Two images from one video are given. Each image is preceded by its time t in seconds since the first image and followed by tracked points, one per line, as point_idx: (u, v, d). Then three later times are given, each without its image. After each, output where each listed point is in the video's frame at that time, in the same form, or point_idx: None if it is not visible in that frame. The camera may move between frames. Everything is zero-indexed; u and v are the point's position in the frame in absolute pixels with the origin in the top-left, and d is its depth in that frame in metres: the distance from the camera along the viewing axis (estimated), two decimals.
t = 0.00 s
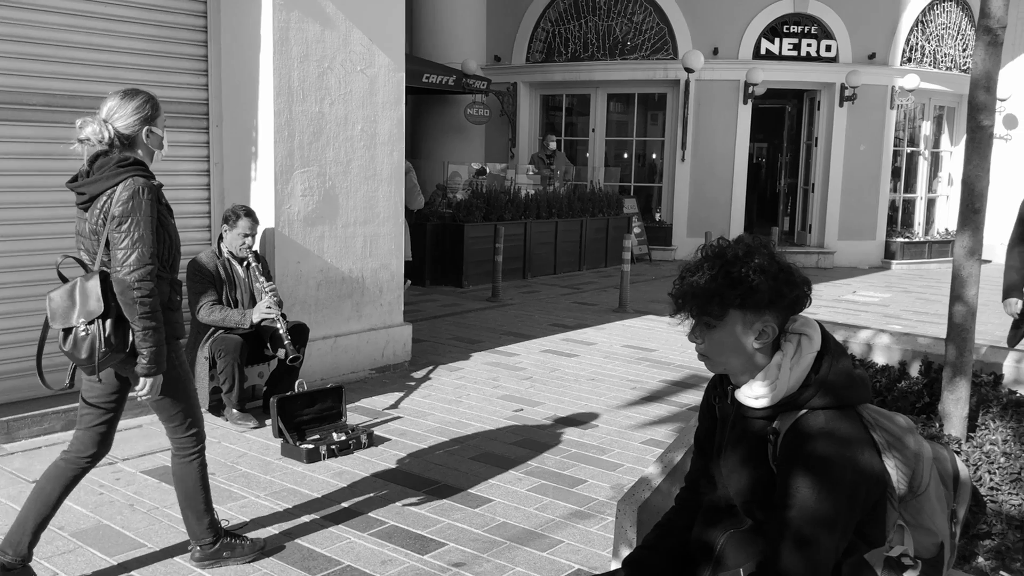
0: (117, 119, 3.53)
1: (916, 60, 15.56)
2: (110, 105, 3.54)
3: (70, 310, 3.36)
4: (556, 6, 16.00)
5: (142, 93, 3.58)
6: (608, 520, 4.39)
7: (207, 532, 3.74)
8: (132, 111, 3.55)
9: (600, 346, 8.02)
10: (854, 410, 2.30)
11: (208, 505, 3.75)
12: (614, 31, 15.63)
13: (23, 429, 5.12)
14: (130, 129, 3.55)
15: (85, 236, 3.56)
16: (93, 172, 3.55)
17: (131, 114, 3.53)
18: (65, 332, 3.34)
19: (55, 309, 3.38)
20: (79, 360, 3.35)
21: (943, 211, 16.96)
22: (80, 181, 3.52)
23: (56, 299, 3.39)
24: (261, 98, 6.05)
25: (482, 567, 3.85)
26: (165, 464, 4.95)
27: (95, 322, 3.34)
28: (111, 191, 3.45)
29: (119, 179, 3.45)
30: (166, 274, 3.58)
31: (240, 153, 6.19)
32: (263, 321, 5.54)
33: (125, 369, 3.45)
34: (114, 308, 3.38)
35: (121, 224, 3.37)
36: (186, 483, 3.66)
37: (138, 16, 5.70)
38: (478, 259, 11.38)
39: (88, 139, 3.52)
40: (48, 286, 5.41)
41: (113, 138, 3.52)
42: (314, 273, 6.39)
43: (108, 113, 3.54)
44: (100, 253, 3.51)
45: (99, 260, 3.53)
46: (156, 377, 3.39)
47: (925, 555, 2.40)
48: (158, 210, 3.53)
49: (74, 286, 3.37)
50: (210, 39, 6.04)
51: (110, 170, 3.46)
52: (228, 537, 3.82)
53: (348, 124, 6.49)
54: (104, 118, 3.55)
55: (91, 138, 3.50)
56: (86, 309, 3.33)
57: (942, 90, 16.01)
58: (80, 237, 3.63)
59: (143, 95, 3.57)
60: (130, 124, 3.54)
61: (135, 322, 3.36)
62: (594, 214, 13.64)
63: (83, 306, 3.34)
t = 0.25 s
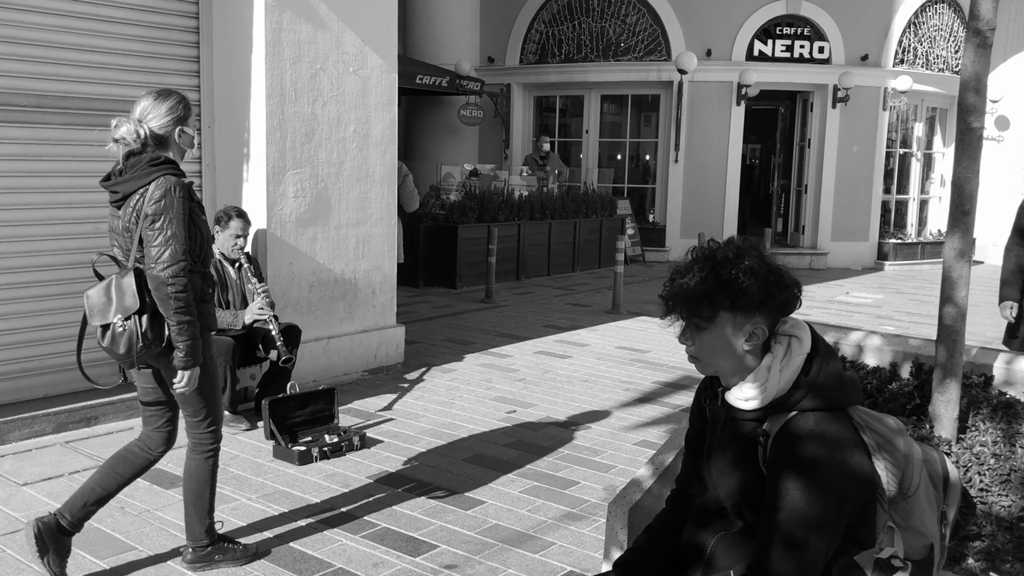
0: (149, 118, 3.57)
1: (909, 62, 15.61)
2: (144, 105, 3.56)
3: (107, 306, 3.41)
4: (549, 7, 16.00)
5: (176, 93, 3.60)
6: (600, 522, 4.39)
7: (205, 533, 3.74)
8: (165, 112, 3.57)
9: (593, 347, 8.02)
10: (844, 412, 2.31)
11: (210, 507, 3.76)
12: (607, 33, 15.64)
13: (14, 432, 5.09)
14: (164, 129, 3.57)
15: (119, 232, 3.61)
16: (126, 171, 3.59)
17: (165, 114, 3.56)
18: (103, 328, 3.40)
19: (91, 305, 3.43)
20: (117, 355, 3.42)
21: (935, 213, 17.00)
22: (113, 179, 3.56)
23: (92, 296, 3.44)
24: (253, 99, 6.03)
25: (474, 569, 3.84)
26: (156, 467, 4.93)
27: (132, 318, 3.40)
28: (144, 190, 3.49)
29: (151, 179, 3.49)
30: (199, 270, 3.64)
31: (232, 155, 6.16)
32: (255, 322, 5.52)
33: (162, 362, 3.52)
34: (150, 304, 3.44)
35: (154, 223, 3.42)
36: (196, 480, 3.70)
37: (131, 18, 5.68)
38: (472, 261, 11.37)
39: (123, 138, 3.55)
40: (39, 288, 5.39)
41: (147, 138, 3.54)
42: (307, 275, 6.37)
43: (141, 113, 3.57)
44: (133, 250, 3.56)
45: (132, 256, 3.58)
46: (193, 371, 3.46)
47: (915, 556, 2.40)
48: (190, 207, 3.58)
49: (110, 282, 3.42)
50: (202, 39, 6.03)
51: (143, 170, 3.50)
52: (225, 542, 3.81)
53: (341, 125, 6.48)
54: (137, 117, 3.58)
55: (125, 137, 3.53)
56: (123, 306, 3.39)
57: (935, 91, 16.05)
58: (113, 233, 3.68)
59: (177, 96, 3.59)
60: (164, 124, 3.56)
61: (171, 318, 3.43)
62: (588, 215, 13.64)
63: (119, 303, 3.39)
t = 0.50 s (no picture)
0: (175, 116, 3.78)
1: (901, 63, 15.66)
2: (171, 103, 3.79)
3: (142, 298, 3.57)
4: (543, 9, 16.00)
5: (201, 91, 3.83)
6: (593, 523, 4.38)
7: (197, 534, 3.74)
8: (192, 109, 3.80)
9: (586, 348, 8.02)
10: (834, 413, 2.31)
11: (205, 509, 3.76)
12: (601, 34, 15.65)
13: (6, 434, 5.07)
14: (190, 126, 3.80)
15: (147, 228, 3.78)
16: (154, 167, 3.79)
17: (192, 111, 3.79)
18: (139, 320, 3.56)
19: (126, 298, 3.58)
20: (153, 345, 3.57)
21: (928, 214, 17.04)
22: (142, 176, 3.74)
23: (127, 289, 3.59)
24: (245, 100, 6.01)
25: (466, 571, 3.84)
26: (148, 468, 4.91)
27: (168, 309, 3.55)
28: (173, 184, 3.68)
29: (180, 173, 3.67)
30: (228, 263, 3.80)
31: (224, 156, 6.14)
32: (248, 324, 5.52)
33: (193, 352, 3.67)
34: (184, 294, 3.62)
35: (185, 216, 3.60)
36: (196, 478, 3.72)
37: (123, 19, 5.68)
38: (465, 262, 11.36)
39: (152, 136, 3.77)
40: (30, 289, 5.37)
41: (174, 134, 3.77)
42: (299, 277, 6.36)
43: (169, 111, 3.80)
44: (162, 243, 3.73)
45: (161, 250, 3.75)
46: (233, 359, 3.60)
47: (905, 558, 2.40)
48: (218, 201, 3.74)
49: (145, 274, 3.60)
50: (194, 41, 6.02)
51: (171, 164, 3.69)
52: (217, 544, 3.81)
53: (333, 126, 6.47)
54: (163, 115, 3.80)
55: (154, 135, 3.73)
56: (160, 298, 3.55)
57: (927, 93, 16.10)
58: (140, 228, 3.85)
59: (203, 94, 3.82)
60: (190, 121, 3.78)
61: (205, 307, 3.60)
62: (581, 216, 13.63)
63: (156, 294, 3.56)
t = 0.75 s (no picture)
0: (198, 117, 3.82)
1: (894, 64, 15.70)
2: (195, 104, 3.83)
3: (176, 294, 3.55)
4: (537, 9, 16.00)
5: (224, 92, 3.87)
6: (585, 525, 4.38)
7: (190, 534, 3.72)
8: (215, 109, 3.83)
9: (580, 349, 8.01)
10: (824, 414, 2.30)
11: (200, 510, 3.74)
12: (594, 35, 15.65)
13: None
14: (213, 125, 3.83)
15: (173, 227, 3.79)
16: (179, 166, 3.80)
17: (215, 111, 3.82)
18: (173, 316, 3.54)
19: (159, 294, 3.56)
20: (188, 340, 3.56)
21: (921, 214, 17.08)
22: (167, 175, 3.75)
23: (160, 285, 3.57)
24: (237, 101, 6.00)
25: (457, 573, 3.83)
26: (139, 470, 4.89)
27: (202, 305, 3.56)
28: (200, 183, 3.70)
29: (205, 172, 3.70)
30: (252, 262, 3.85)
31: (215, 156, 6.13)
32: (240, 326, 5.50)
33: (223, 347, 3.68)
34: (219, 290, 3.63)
35: (215, 214, 3.64)
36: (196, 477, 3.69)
37: (114, 19, 5.66)
38: (459, 263, 11.35)
39: (177, 136, 3.81)
40: (21, 290, 5.35)
41: (198, 133, 3.80)
42: (292, 277, 6.35)
43: (192, 111, 3.84)
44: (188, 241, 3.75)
45: (188, 248, 3.76)
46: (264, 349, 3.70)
47: (895, 560, 2.39)
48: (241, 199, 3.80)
49: (177, 270, 3.58)
50: (186, 41, 6.01)
51: (198, 163, 3.71)
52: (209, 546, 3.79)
53: (326, 127, 6.45)
54: (187, 115, 3.83)
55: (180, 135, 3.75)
56: (194, 293, 3.54)
57: (921, 94, 16.13)
58: (164, 227, 3.85)
59: (226, 94, 3.86)
60: (216, 121, 3.82)
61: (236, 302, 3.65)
62: (575, 217, 13.63)
63: (190, 290, 3.54)
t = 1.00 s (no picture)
0: (222, 125, 3.95)
1: (887, 65, 15.74)
2: (217, 112, 3.95)
3: (209, 296, 3.66)
4: (530, 10, 16.00)
5: (244, 101, 3.99)
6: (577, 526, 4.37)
7: (183, 532, 3.72)
8: (237, 118, 3.95)
9: (573, 350, 8.01)
10: (814, 416, 2.30)
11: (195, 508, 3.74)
12: (588, 36, 15.65)
13: None
14: (236, 133, 3.96)
15: (199, 232, 3.91)
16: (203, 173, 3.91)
17: (238, 119, 3.94)
18: (206, 317, 3.65)
19: (192, 296, 3.66)
20: (220, 342, 3.65)
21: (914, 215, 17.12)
22: (192, 181, 3.86)
23: (192, 287, 3.68)
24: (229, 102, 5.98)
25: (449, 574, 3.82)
26: (131, 472, 4.87)
27: (235, 305, 3.68)
28: (226, 189, 3.82)
29: (231, 177, 3.82)
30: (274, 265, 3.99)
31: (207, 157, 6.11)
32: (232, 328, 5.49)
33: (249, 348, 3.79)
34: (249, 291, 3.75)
35: (242, 218, 3.77)
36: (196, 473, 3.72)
37: (105, 19, 5.65)
38: (452, 264, 11.34)
39: (201, 144, 3.93)
40: (11, 292, 5.33)
41: (222, 141, 3.93)
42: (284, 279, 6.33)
43: (215, 119, 3.96)
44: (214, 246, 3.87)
45: (215, 252, 3.89)
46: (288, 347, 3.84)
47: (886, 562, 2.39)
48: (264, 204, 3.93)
49: (208, 273, 3.69)
50: (178, 41, 5.99)
51: (223, 169, 3.83)
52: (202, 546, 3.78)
53: (318, 128, 6.44)
54: (211, 124, 3.95)
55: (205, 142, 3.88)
56: (226, 294, 3.67)
57: (913, 94, 16.17)
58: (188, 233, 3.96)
59: (247, 103, 3.98)
60: (239, 128, 3.95)
61: (264, 303, 3.78)
62: (569, 218, 13.63)
63: (222, 292, 3.67)
